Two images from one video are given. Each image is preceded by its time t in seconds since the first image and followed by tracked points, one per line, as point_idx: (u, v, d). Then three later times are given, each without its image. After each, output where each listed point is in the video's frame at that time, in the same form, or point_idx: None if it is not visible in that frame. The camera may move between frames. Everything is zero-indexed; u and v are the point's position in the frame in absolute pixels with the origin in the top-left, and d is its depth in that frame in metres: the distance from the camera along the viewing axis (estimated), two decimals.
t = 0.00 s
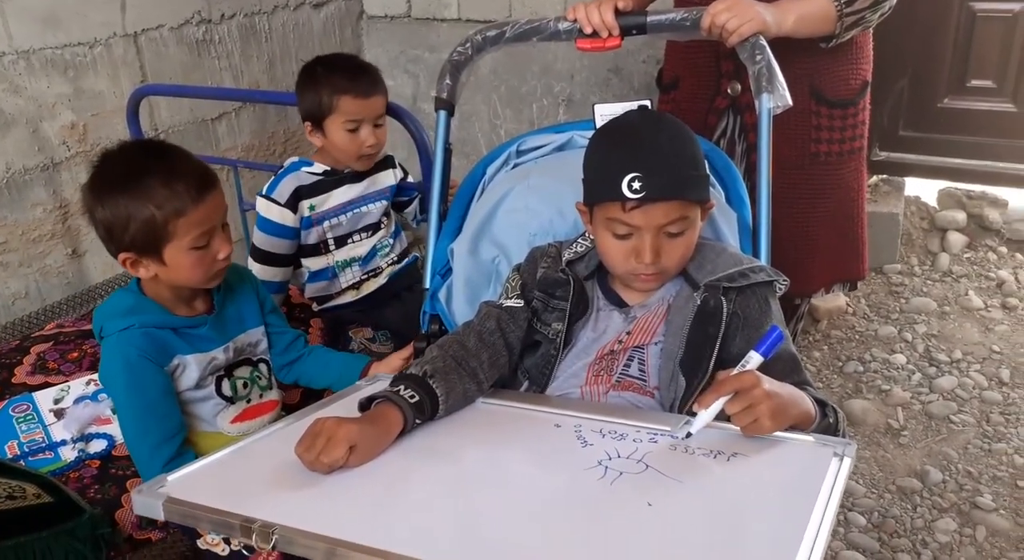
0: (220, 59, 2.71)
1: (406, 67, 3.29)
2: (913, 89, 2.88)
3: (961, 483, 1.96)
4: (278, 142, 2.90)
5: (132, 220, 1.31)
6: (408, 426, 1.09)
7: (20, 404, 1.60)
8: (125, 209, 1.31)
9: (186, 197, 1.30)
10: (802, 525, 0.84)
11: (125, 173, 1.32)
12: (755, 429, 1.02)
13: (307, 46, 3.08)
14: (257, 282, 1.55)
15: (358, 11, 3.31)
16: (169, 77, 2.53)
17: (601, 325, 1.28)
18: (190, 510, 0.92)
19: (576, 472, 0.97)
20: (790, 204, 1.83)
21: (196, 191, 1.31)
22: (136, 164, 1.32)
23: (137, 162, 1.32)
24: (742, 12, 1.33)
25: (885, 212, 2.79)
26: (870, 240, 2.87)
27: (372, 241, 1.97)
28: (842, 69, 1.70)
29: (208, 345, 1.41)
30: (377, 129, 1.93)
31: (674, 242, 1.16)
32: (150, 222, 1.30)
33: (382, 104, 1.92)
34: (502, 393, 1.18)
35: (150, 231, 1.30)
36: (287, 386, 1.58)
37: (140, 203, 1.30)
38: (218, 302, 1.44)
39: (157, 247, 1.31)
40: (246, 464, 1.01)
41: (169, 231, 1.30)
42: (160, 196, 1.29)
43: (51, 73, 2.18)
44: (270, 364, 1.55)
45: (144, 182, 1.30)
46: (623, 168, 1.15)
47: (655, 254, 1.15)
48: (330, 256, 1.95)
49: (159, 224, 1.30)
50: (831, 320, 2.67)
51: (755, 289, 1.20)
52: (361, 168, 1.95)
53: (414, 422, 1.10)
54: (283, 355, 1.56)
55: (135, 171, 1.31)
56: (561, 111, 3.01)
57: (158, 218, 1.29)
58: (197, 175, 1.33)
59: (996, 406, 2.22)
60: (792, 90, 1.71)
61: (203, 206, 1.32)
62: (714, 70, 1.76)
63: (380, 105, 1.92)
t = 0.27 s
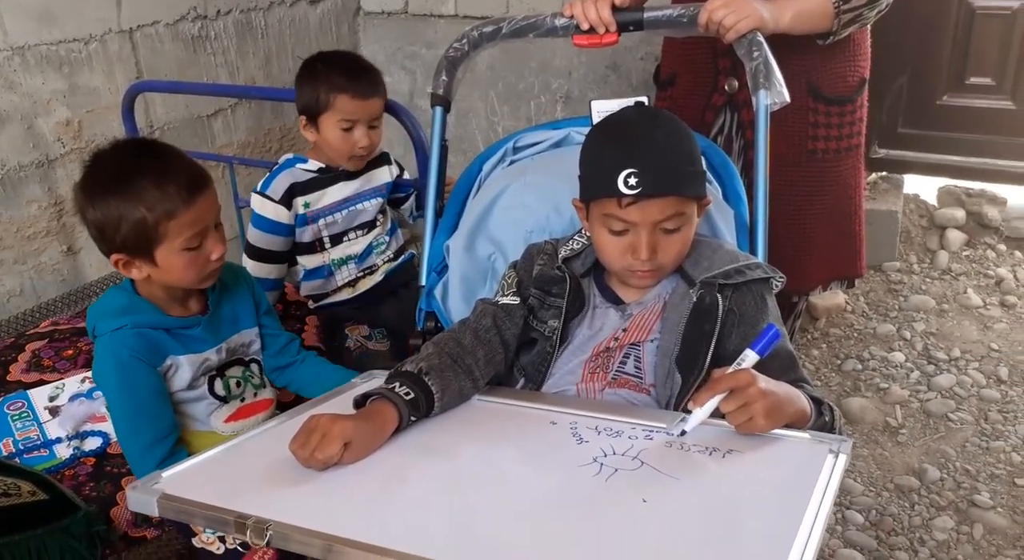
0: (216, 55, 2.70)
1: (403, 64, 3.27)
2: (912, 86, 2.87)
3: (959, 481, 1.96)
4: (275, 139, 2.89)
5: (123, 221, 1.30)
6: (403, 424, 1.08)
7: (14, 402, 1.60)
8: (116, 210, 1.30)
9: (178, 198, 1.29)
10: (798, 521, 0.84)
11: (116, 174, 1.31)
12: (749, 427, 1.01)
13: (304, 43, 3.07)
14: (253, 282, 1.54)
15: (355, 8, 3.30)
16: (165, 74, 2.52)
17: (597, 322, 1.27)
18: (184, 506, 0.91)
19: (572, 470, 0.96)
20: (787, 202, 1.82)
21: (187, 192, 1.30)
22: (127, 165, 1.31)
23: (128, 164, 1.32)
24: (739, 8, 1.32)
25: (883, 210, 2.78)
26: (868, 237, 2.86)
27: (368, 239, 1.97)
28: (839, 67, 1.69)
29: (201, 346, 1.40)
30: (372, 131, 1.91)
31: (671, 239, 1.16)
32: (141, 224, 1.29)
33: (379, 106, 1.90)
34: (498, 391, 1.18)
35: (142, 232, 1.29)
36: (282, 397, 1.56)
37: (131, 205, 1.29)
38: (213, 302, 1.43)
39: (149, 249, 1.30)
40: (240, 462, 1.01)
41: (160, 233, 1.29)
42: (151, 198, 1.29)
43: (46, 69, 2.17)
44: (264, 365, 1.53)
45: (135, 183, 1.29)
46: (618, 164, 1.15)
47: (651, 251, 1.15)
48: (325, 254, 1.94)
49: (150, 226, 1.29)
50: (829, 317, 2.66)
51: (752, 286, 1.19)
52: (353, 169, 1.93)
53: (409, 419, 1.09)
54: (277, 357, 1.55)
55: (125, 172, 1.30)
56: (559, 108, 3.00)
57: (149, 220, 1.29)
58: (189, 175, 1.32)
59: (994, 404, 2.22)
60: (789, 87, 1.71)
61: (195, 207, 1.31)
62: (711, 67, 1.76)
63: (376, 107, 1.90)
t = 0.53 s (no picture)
0: (215, 55, 2.71)
1: (402, 63, 3.29)
2: (908, 86, 2.88)
3: (954, 478, 1.97)
4: (274, 138, 2.90)
5: (122, 223, 1.31)
6: (402, 419, 1.09)
7: (16, 398, 1.61)
8: (115, 213, 1.31)
9: (176, 200, 1.30)
10: (792, 515, 0.85)
11: (115, 176, 1.32)
12: (744, 423, 1.02)
13: (303, 43, 3.08)
14: (257, 283, 1.55)
15: (354, 7, 3.31)
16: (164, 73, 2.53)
17: (594, 319, 1.28)
18: (184, 500, 0.92)
19: (569, 464, 0.97)
20: (785, 200, 1.83)
21: (185, 194, 1.31)
22: (126, 168, 1.32)
23: (127, 166, 1.33)
24: (735, 7, 1.32)
25: (880, 209, 2.79)
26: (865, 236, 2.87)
27: (370, 238, 1.99)
28: (836, 65, 1.70)
29: (200, 348, 1.41)
30: (377, 133, 1.93)
31: (668, 236, 1.17)
32: (140, 226, 1.30)
33: (386, 109, 1.92)
34: (496, 387, 1.19)
35: (140, 234, 1.30)
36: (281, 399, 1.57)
37: (129, 207, 1.30)
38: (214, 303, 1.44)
39: (148, 250, 1.31)
40: (240, 456, 1.02)
41: (158, 235, 1.30)
42: (150, 200, 1.29)
43: (46, 68, 2.18)
44: (263, 369, 1.54)
45: (134, 186, 1.30)
46: (616, 161, 1.16)
47: (648, 248, 1.16)
48: (327, 252, 1.95)
49: (148, 228, 1.30)
50: (826, 316, 2.68)
51: (748, 284, 1.21)
52: (358, 170, 1.95)
53: (408, 414, 1.10)
54: (278, 365, 1.54)
55: (125, 175, 1.31)
56: (557, 107, 3.01)
57: (148, 222, 1.30)
58: (188, 178, 1.32)
59: (989, 401, 2.23)
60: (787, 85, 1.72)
61: (194, 209, 1.31)
62: (708, 65, 1.76)
63: (384, 110, 1.92)
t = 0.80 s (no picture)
0: (217, 56, 2.72)
1: (402, 64, 3.30)
2: (906, 86, 2.90)
3: (950, 477, 1.98)
4: (275, 138, 2.91)
5: (127, 226, 1.32)
6: (402, 417, 1.10)
7: (18, 398, 1.62)
8: (119, 216, 1.33)
9: (180, 206, 1.31)
10: (786, 512, 0.86)
11: (122, 179, 1.33)
12: (741, 418, 1.04)
13: (304, 44, 3.09)
14: (263, 288, 1.54)
15: (354, 9, 3.32)
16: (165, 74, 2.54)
17: (592, 319, 1.30)
18: (186, 498, 0.93)
19: (566, 463, 0.98)
20: (783, 200, 1.84)
21: (190, 201, 1.32)
22: (133, 171, 1.34)
23: (134, 170, 1.34)
24: (732, 9, 1.34)
25: (877, 209, 2.81)
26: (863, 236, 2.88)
27: (372, 238, 2.00)
28: (832, 67, 1.72)
29: (199, 353, 1.42)
30: (383, 129, 1.95)
31: (666, 235, 1.18)
32: (144, 230, 1.31)
33: (391, 104, 1.95)
34: (495, 385, 1.20)
35: (143, 238, 1.32)
36: (282, 402, 1.57)
37: (134, 210, 1.31)
38: (218, 309, 1.44)
39: (152, 254, 1.32)
40: (242, 454, 1.03)
41: (161, 240, 1.31)
42: (154, 205, 1.31)
43: (49, 69, 2.19)
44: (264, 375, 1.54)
45: (139, 190, 1.32)
46: (612, 163, 1.17)
47: (645, 248, 1.17)
48: (330, 253, 1.97)
49: (152, 232, 1.31)
50: (823, 315, 2.69)
51: (744, 283, 1.22)
52: (364, 166, 1.96)
53: (408, 413, 1.11)
54: (280, 367, 1.54)
55: (131, 179, 1.33)
56: (556, 108, 3.03)
57: (151, 226, 1.31)
58: (193, 184, 1.34)
59: (986, 400, 2.24)
60: (785, 87, 1.73)
61: (198, 216, 1.32)
62: (707, 68, 1.78)
63: (390, 105, 1.95)
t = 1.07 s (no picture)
0: (216, 55, 2.71)
1: (401, 63, 3.29)
2: (908, 85, 2.89)
3: (954, 478, 1.97)
4: (274, 138, 2.90)
5: (128, 227, 1.31)
6: (403, 418, 1.09)
7: (17, 399, 1.61)
8: (121, 216, 1.31)
9: (183, 208, 1.30)
10: (791, 513, 0.85)
11: (123, 180, 1.32)
12: (750, 414, 1.04)
13: (303, 43, 3.08)
14: (263, 288, 1.53)
15: (354, 8, 3.31)
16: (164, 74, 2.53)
17: (594, 319, 1.29)
18: (186, 499, 0.92)
19: (569, 463, 0.97)
20: (786, 199, 1.84)
21: (192, 202, 1.31)
22: (134, 172, 1.33)
23: (136, 172, 1.33)
24: (734, 7, 1.33)
25: (879, 208, 2.80)
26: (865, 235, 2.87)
27: (371, 238, 2.00)
28: (836, 65, 1.71)
29: (200, 354, 1.41)
30: (379, 125, 1.95)
31: (667, 235, 1.17)
32: (145, 231, 1.30)
33: (388, 101, 1.94)
34: (496, 386, 1.19)
35: (145, 238, 1.31)
36: (282, 403, 1.56)
37: (136, 211, 1.30)
38: (218, 310, 1.43)
39: (153, 255, 1.31)
40: (242, 455, 1.02)
41: (163, 241, 1.31)
42: (157, 206, 1.30)
43: (48, 69, 2.18)
44: (265, 376, 1.53)
45: (141, 191, 1.31)
46: (614, 162, 1.16)
47: (648, 247, 1.16)
48: (329, 253, 1.96)
49: (154, 233, 1.30)
50: (825, 315, 2.68)
51: (747, 283, 1.21)
52: (361, 164, 1.96)
53: (408, 413, 1.10)
54: (281, 368, 1.53)
55: (134, 180, 1.32)
56: (556, 107, 3.02)
57: (153, 227, 1.30)
58: (195, 184, 1.33)
59: (990, 400, 2.23)
60: (788, 86, 1.72)
61: (201, 218, 1.32)
62: (708, 66, 1.77)
63: (386, 102, 1.94)
